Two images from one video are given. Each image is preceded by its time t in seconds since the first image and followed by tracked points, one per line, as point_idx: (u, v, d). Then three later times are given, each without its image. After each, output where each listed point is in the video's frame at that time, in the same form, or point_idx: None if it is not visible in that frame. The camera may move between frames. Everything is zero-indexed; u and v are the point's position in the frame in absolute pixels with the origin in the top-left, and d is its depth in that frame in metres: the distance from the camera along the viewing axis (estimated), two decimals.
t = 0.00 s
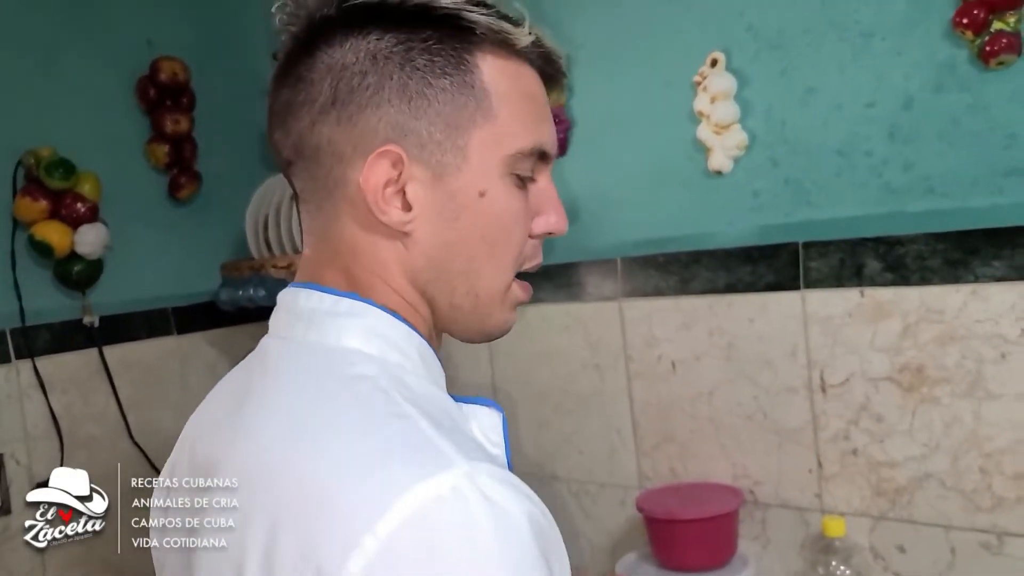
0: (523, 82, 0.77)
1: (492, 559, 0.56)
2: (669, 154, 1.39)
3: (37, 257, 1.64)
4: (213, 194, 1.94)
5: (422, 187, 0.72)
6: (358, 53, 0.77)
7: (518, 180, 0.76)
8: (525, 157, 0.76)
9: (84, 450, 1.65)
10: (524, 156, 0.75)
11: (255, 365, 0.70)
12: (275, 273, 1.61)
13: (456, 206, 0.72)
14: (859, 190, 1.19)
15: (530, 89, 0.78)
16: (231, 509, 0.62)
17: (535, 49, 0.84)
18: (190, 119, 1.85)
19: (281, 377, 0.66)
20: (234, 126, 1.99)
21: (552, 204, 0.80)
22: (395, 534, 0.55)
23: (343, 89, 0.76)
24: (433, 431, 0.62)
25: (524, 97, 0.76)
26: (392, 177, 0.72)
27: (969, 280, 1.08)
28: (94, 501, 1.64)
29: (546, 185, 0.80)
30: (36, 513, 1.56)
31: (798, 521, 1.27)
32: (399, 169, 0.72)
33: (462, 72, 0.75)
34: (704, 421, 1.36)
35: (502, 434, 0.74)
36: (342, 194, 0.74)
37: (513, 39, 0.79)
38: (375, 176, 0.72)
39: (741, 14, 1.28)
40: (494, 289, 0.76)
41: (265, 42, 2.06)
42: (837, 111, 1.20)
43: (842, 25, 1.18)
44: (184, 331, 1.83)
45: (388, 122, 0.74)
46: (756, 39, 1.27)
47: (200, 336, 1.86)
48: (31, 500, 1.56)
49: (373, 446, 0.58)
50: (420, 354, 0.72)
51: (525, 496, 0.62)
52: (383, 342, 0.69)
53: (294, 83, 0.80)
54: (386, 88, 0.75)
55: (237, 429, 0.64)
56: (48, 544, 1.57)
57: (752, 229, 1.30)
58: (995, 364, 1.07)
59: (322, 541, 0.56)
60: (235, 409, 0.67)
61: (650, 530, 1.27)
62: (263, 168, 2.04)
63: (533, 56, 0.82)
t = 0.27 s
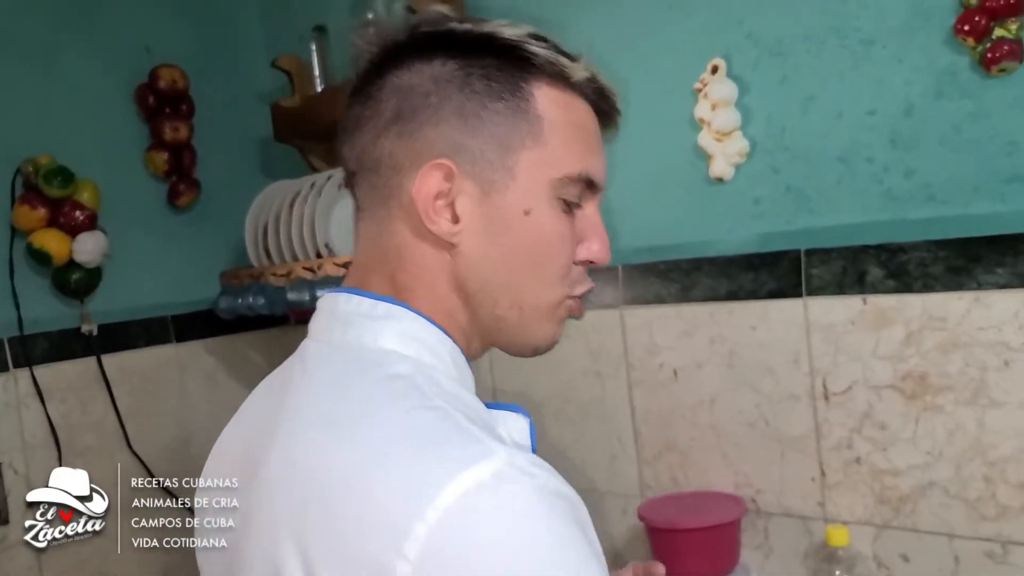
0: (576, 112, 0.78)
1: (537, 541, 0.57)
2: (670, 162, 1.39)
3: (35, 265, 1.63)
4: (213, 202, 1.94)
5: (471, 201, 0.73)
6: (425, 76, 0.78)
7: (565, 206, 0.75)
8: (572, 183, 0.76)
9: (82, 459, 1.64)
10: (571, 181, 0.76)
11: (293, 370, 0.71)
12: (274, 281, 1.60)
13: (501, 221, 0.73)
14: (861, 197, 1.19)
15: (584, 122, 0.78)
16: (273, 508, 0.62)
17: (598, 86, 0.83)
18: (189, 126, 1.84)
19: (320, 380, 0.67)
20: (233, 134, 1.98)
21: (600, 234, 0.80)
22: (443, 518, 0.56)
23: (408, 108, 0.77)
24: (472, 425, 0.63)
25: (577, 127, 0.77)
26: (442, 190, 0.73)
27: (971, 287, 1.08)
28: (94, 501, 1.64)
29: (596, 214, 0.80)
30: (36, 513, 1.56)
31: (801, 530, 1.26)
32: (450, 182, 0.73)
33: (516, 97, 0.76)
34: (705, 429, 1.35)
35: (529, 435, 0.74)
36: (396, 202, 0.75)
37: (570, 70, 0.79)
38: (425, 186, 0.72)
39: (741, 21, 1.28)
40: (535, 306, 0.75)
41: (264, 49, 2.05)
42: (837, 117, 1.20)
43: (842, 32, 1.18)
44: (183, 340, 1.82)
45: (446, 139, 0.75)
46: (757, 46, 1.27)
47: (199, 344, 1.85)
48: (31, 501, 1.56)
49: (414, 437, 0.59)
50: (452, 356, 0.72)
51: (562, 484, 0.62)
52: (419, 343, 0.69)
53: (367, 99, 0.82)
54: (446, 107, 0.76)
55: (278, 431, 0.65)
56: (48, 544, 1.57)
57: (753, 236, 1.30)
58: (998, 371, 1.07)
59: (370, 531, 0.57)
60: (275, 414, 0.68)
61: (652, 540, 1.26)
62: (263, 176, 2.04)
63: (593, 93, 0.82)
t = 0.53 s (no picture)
0: (675, 191, 0.79)
1: (559, 525, 0.57)
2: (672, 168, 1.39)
3: (34, 271, 1.63)
4: (213, 208, 1.93)
5: (558, 235, 0.75)
6: (553, 115, 0.80)
7: (639, 269, 0.78)
8: (649, 249, 0.78)
9: (80, 465, 1.64)
10: (651, 249, 0.78)
11: (351, 360, 0.74)
12: (275, 287, 1.60)
13: (578, 264, 0.75)
14: (862, 203, 1.19)
15: (678, 199, 0.79)
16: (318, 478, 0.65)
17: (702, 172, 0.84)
18: (190, 132, 1.83)
19: (375, 367, 0.70)
20: (234, 140, 1.98)
21: (662, 309, 0.81)
22: (471, 492, 0.57)
23: (529, 139, 0.79)
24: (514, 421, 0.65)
25: (670, 204, 0.79)
26: (535, 217, 0.75)
27: (973, 294, 1.08)
28: (94, 501, 1.65)
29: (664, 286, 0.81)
30: (35, 513, 1.58)
31: (803, 536, 1.26)
32: (545, 213, 0.75)
33: (625, 160, 0.78)
34: (707, 435, 1.35)
35: (568, 449, 0.74)
36: (492, 215, 0.77)
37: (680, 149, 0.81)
38: (522, 209, 0.75)
39: (743, 28, 1.28)
40: (588, 351, 0.78)
41: (264, 55, 2.05)
42: (839, 124, 1.20)
43: (844, 39, 1.18)
44: (183, 346, 1.82)
45: (551, 175, 0.77)
46: (758, 52, 1.27)
47: (199, 350, 1.85)
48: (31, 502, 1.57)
49: (457, 419, 0.62)
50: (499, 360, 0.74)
51: (593, 488, 0.63)
52: (473, 346, 0.72)
53: (491, 121, 0.84)
54: (560, 150, 0.78)
55: (331, 411, 0.68)
56: (48, 544, 1.59)
57: (754, 243, 1.30)
58: (1000, 378, 1.06)
59: (405, 497, 0.59)
60: (331, 398, 0.71)
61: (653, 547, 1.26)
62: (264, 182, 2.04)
63: (695, 178, 0.83)
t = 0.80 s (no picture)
0: (709, 211, 0.80)
1: (563, 518, 0.57)
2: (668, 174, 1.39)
3: (27, 276, 1.62)
4: (208, 213, 1.93)
5: (598, 249, 0.75)
6: (594, 134, 0.80)
7: (671, 285, 0.78)
8: (682, 267, 0.78)
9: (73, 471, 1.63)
10: (684, 266, 0.78)
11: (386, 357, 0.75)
12: (270, 293, 1.60)
13: (616, 279, 0.75)
14: (858, 210, 1.19)
15: (711, 220, 0.80)
16: (340, 459, 0.67)
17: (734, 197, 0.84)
18: (185, 137, 1.83)
19: (405, 361, 0.71)
20: (230, 145, 1.98)
21: (691, 325, 0.81)
22: (478, 477, 0.58)
23: (572, 155, 0.79)
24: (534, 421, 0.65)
25: (705, 224, 0.79)
26: (575, 231, 0.75)
27: (969, 300, 1.08)
28: (94, 501, 1.65)
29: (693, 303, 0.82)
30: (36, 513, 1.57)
31: (798, 543, 1.26)
32: (584, 227, 0.75)
33: (663, 181, 0.77)
34: (703, 441, 1.35)
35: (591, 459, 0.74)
36: (532, 227, 0.78)
37: (714, 172, 0.81)
38: (562, 222, 0.75)
39: (738, 34, 1.28)
40: (617, 364, 0.78)
41: (260, 60, 2.05)
42: (835, 130, 1.20)
43: (839, 45, 1.18)
44: (177, 351, 1.81)
45: (593, 191, 0.77)
46: (754, 59, 1.27)
47: (194, 356, 1.84)
48: (24, 507, 1.56)
49: (475, 411, 0.62)
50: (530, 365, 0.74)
51: (604, 495, 0.62)
52: (503, 348, 0.72)
53: (533, 136, 0.83)
54: (602, 168, 0.78)
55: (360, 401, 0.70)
56: (48, 544, 1.58)
57: (749, 248, 1.30)
58: (995, 384, 1.07)
59: (416, 476, 0.60)
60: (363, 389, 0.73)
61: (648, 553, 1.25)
62: (259, 187, 2.03)
63: (728, 201, 0.83)
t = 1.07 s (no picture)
0: (707, 210, 0.81)
1: (634, 506, 0.58)
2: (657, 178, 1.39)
3: (16, 279, 1.61)
4: (199, 217, 1.93)
5: (607, 251, 0.75)
6: (598, 134, 0.80)
7: (673, 286, 0.79)
8: (686, 266, 0.79)
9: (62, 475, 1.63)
10: (687, 265, 0.79)
11: (388, 364, 0.74)
12: (260, 296, 1.59)
13: (624, 281, 0.76)
14: (845, 214, 1.19)
15: (709, 221, 0.82)
16: (377, 470, 0.64)
17: (729, 197, 0.86)
18: (175, 140, 1.82)
19: (424, 367, 0.70)
20: (221, 148, 1.98)
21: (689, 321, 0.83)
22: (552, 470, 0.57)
23: (577, 155, 0.79)
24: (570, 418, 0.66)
25: (704, 224, 0.81)
26: (585, 234, 0.75)
27: (955, 303, 1.09)
28: (94, 501, 1.66)
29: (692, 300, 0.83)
30: (36, 513, 1.58)
31: (787, 545, 1.26)
32: (594, 229, 0.75)
33: (667, 181, 0.78)
34: (692, 445, 1.35)
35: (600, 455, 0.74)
36: (536, 230, 0.77)
37: (712, 172, 0.83)
38: (572, 225, 0.75)
39: (727, 39, 1.29)
40: (621, 363, 0.79)
41: (251, 64, 2.05)
42: (822, 134, 1.21)
43: (827, 50, 1.19)
44: (168, 355, 1.81)
45: (599, 193, 0.77)
46: (742, 63, 1.28)
47: (184, 359, 1.84)
48: (11, 513, 1.55)
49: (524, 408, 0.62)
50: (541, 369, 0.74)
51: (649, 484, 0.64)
52: (518, 350, 0.72)
53: (535, 136, 0.83)
54: (608, 169, 0.78)
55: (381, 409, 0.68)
56: (48, 544, 1.59)
57: (737, 252, 1.31)
58: (981, 387, 1.07)
59: (481, 476, 0.58)
60: (374, 399, 0.71)
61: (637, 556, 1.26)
62: (250, 190, 2.03)
63: (723, 203, 0.86)
